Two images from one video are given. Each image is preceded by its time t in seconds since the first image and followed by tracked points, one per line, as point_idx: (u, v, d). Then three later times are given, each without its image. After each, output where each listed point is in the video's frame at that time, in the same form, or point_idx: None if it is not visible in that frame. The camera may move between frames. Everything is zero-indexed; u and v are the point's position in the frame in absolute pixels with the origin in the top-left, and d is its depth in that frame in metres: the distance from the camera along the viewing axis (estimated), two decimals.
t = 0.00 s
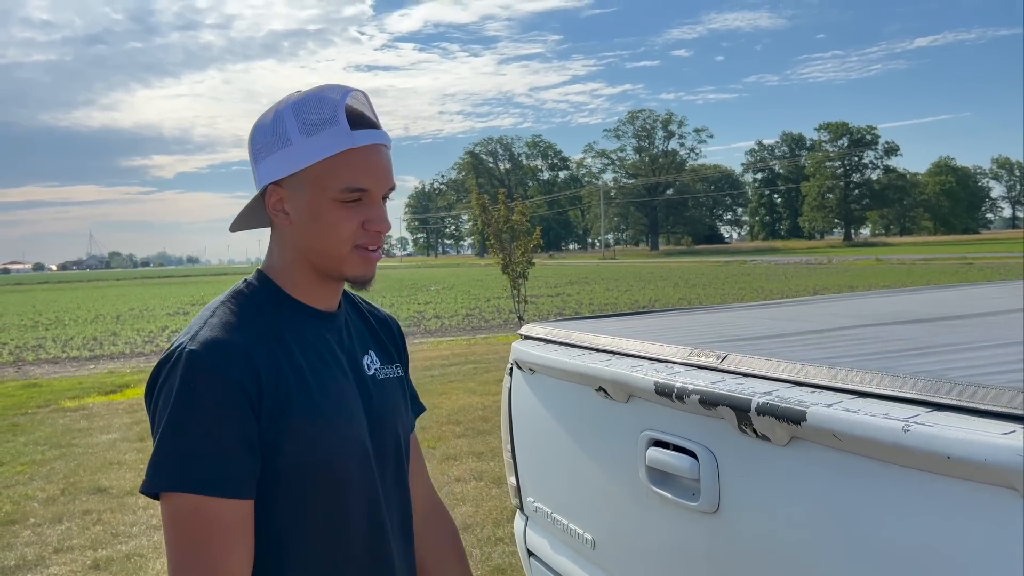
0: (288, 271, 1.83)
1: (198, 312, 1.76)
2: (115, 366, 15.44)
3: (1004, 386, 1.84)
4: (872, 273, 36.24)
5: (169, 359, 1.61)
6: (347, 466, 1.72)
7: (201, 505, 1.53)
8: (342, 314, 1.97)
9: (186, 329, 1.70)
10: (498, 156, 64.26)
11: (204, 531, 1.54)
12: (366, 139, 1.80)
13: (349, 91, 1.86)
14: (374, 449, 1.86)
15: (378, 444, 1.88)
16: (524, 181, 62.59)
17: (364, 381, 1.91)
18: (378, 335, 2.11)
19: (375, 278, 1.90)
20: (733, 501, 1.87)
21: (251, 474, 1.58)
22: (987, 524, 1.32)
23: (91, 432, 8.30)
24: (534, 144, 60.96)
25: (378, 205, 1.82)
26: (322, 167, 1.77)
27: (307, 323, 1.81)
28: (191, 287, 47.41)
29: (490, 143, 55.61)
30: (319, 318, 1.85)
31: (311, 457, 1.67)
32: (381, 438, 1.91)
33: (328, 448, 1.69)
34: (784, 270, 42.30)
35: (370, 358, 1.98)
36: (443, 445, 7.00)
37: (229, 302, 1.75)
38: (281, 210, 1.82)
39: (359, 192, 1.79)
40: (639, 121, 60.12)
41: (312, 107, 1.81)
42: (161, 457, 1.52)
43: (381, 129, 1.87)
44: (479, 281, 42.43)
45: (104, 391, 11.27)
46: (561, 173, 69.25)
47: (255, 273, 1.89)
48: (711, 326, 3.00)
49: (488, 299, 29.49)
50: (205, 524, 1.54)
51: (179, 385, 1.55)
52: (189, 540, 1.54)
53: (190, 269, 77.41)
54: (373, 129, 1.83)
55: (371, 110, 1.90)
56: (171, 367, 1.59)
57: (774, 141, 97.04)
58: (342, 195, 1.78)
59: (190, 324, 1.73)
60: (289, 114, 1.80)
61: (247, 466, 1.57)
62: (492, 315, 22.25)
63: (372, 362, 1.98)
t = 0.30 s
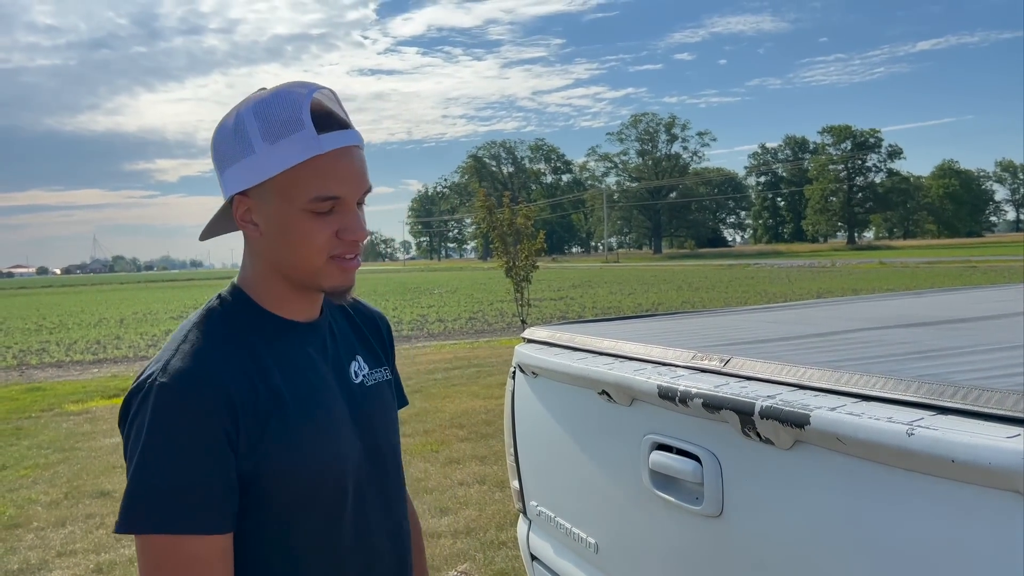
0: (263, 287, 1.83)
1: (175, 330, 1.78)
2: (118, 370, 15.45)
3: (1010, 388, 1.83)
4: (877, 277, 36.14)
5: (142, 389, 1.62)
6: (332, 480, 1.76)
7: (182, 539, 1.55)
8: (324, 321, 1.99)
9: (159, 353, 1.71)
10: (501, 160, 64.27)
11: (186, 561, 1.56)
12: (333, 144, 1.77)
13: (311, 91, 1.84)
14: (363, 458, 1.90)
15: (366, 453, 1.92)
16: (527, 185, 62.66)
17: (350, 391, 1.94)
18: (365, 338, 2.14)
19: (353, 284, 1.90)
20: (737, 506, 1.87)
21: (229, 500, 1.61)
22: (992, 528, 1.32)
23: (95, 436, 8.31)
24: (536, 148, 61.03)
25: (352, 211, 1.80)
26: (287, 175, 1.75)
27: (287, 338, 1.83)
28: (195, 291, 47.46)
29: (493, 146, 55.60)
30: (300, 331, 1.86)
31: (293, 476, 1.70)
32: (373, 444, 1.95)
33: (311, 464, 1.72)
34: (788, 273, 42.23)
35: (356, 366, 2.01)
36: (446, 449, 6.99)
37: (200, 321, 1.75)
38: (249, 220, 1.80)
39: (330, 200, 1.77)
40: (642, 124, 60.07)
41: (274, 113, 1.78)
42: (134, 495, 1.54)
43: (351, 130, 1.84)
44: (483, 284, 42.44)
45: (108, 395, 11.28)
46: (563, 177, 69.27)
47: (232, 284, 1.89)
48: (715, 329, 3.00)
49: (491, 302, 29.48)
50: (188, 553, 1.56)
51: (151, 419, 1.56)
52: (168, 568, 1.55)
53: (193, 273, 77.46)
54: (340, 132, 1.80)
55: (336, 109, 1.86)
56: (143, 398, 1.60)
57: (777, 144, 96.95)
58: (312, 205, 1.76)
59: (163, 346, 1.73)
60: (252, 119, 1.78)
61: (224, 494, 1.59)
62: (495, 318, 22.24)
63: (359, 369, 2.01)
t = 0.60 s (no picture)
0: (268, 292, 1.83)
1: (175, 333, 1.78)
2: (121, 372, 15.48)
3: (1011, 390, 1.83)
4: (880, 278, 36.10)
5: (139, 395, 1.63)
6: (332, 489, 1.76)
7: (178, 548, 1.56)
8: (327, 325, 1.99)
9: (157, 359, 1.71)
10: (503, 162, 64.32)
11: (178, 564, 1.56)
12: (342, 153, 1.76)
13: (322, 99, 1.82)
14: (362, 466, 1.90)
15: (365, 459, 1.92)
16: (529, 187, 62.67)
17: (351, 397, 1.94)
18: (369, 342, 2.14)
19: (357, 295, 1.89)
20: (738, 507, 1.86)
21: (225, 508, 1.61)
22: (994, 529, 1.32)
23: (97, 437, 8.31)
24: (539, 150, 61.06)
25: (359, 222, 1.79)
26: (294, 185, 1.74)
27: (286, 343, 1.82)
28: (198, 292, 47.60)
29: (494, 147, 55.65)
30: (301, 337, 1.86)
31: (290, 483, 1.70)
32: (372, 452, 1.95)
33: (307, 473, 1.72)
34: (790, 275, 42.19)
35: (358, 370, 2.01)
36: (448, 451, 6.99)
37: (200, 324, 1.75)
38: (254, 225, 1.80)
39: (337, 211, 1.76)
40: (644, 126, 59.99)
41: (285, 118, 1.77)
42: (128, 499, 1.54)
43: (361, 139, 1.83)
44: (485, 286, 42.45)
45: (109, 397, 11.29)
46: (566, 179, 69.28)
47: (235, 287, 1.90)
48: (717, 331, 2.99)
49: (493, 304, 29.52)
50: (184, 558, 1.56)
51: (148, 424, 1.57)
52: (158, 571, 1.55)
53: (195, 274, 77.55)
54: (349, 142, 1.79)
55: (348, 118, 1.85)
56: (140, 404, 1.61)
57: (781, 146, 96.66)
58: (319, 216, 1.75)
59: (162, 351, 1.74)
60: (261, 125, 1.77)
61: (222, 501, 1.60)
62: (497, 320, 22.27)
63: (361, 374, 2.01)
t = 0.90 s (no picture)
0: (262, 293, 1.84)
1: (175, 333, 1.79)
2: (123, 371, 15.48)
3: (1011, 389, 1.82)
4: (883, 278, 35.97)
5: (138, 398, 1.64)
6: (335, 487, 1.76)
7: (182, 551, 1.56)
8: (329, 322, 1.98)
9: (156, 360, 1.71)
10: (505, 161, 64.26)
11: (178, 566, 1.56)
12: (326, 159, 1.74)
13: (303, 100, 1.81)
14: (365, 463, 1.90)
15: (368, 456, 1.92)
16: (531, 186, 62.62)
17: (353, 394, 1.94)
18: (371, 338, 2.13)
19: (352, 295, 1.88)
20: (741, 506, 1.86)
21: (228, 509, 1.61)
22: (996, 532, 1.31)
23: (100, 436, 8.33)
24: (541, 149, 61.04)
25: (347, 226, 1.78)
26: (280, 191, 1.73)
27: (286, 343, 1.82)
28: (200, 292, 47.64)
29: (497, 145, 55.56)
30: (301, 335, 1.86)
31: (292, 482, 1.70)
32: (375, 448, 1.95)
33: (308, 472, 1.72)
34: (792, 274, 42.07)
35: (361, 368, 2.01)
36: (450, 449, 6.99)
37: (200, 323, 1.75)
38: (243, 228, 1.80)
39: (324, 218, 1.75)
40: (647, 125, 59.81)
41: (271, 121, 1.76)
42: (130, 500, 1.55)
43: (349, 140, 1.81)
44: (487, 285, 42.42)
45: (112, 395, 11.31)
46: (569, 177, 69.21)
47: (234, 286, 1.90)
48: (720, 329, 2.99)
49: (495, 303, 29.49)
50: (186, 560, 1.56)
51: (149, 426, 1.57)
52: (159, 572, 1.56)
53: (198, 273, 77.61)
54: (336, 146, 1.77)
55: (336, 118, 1.83)
56: (140, 405, 1.62)
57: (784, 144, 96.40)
58: (305, 222, 1.74)
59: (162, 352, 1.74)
60: (244, 131, 1.76)
61: (224, 501, 1.60)
62: (499, 319, 22.24)
63: (363, 370, 2.01)
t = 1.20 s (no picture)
0: (259, 290, 1.84)
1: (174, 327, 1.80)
2: (126, 367, 15.52)
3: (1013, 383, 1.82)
4: (887, 274, 35.87)
5: (138, 392, 1.64)
6: (333, 482, 1.77)
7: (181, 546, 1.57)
8: (330, 321, 1.98)
9: (156, 352, 1.72)
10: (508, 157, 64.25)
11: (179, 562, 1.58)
12: (319, 161, 1.72)
13: (309, 101, 1.80)
14: (365, 458, 1.91)
15: (369, 452, 1.93)
16: (534, 182, 62.62)
17: (352, 391, 1.95)
18: (372, 335, 2.14)
19: (349, 294, 1.87)
20: (741, 501, 1.86)
21: (224, 503, 1.62)
22: (997, 526, 1.31)
23: (103, 431, 8.35)
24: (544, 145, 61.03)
25: (341, 230, 1.76)
26: (274, 191, 1.72)
27: (284, 339, 1.83)
28: (202, 288, 47.73)
29: (500, 141, 55.49)
30: (301, 332, 1.87)
31: (289, 478, 1.70)
32: (375, 445, 1.96)
33: (306, 468, 1.73)
34: (796, 270, 42.02)
35: (361, 365, 2.01)
36: (452, 445, 7.00)
37: (200, 317, 1.76)
38: (242, 222, 1.80)
39: (317, 220, 1.74)
40: (650, 120, 59.66)
41: (269, 118, 1.75)
42: (128, 492, 1.55)
43: (347, 142, 1.79)
44: (489, 281, 42.42)
45: (116, 391, 11.33)
46: (572, 173, 69.10)
47: (235, 279, 1.91)
48: (721, 325, 2.99)
49: (497, 299, 29.47)
50: (187, 557, 1.58)
51: (144, 419, 1.57)
52: (157, 566, 1.57)
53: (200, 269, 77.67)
54: (333, 147, 1.75)
55: (337, 118, 1.81)
56: (139, 399, 1.62)
57: (788, 140, 96.14)
58: (297, 223, 1.73)
59: (163, 343, 1.75)
60: (246, 126, 1.77)
61: (220, 496, 1.61)
62: (502, 315, 22.25)
63: (364, 367, 2.01)
